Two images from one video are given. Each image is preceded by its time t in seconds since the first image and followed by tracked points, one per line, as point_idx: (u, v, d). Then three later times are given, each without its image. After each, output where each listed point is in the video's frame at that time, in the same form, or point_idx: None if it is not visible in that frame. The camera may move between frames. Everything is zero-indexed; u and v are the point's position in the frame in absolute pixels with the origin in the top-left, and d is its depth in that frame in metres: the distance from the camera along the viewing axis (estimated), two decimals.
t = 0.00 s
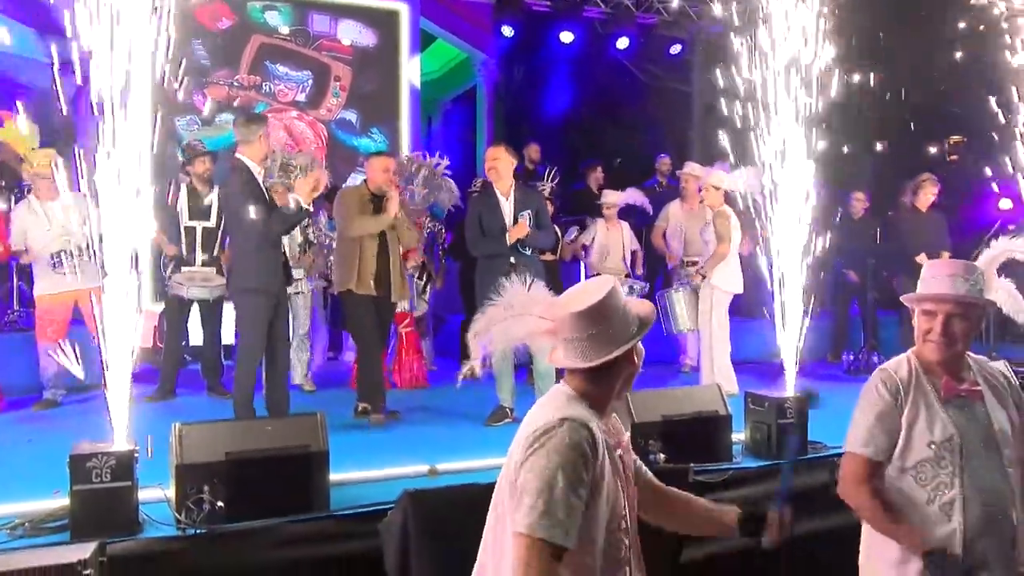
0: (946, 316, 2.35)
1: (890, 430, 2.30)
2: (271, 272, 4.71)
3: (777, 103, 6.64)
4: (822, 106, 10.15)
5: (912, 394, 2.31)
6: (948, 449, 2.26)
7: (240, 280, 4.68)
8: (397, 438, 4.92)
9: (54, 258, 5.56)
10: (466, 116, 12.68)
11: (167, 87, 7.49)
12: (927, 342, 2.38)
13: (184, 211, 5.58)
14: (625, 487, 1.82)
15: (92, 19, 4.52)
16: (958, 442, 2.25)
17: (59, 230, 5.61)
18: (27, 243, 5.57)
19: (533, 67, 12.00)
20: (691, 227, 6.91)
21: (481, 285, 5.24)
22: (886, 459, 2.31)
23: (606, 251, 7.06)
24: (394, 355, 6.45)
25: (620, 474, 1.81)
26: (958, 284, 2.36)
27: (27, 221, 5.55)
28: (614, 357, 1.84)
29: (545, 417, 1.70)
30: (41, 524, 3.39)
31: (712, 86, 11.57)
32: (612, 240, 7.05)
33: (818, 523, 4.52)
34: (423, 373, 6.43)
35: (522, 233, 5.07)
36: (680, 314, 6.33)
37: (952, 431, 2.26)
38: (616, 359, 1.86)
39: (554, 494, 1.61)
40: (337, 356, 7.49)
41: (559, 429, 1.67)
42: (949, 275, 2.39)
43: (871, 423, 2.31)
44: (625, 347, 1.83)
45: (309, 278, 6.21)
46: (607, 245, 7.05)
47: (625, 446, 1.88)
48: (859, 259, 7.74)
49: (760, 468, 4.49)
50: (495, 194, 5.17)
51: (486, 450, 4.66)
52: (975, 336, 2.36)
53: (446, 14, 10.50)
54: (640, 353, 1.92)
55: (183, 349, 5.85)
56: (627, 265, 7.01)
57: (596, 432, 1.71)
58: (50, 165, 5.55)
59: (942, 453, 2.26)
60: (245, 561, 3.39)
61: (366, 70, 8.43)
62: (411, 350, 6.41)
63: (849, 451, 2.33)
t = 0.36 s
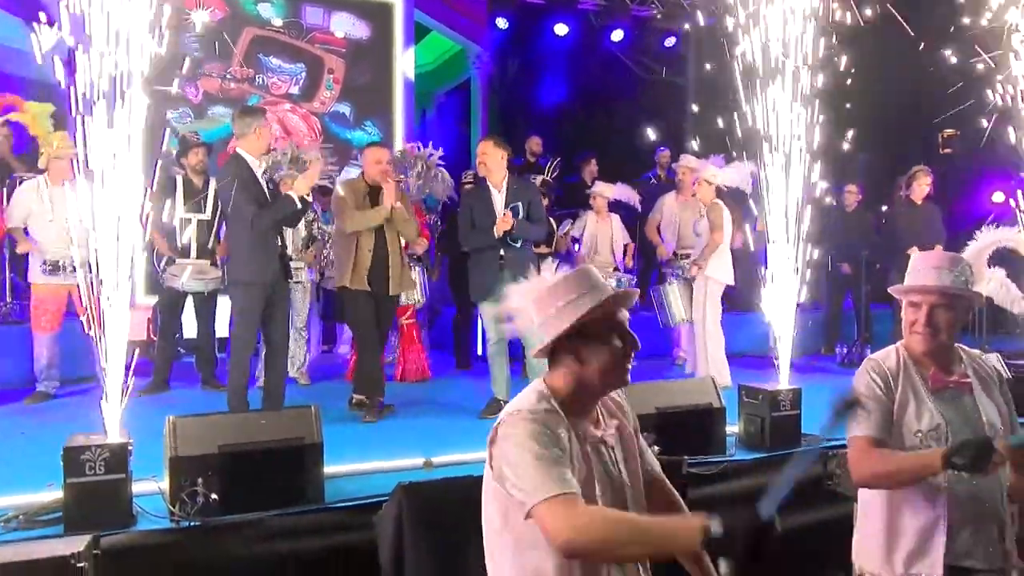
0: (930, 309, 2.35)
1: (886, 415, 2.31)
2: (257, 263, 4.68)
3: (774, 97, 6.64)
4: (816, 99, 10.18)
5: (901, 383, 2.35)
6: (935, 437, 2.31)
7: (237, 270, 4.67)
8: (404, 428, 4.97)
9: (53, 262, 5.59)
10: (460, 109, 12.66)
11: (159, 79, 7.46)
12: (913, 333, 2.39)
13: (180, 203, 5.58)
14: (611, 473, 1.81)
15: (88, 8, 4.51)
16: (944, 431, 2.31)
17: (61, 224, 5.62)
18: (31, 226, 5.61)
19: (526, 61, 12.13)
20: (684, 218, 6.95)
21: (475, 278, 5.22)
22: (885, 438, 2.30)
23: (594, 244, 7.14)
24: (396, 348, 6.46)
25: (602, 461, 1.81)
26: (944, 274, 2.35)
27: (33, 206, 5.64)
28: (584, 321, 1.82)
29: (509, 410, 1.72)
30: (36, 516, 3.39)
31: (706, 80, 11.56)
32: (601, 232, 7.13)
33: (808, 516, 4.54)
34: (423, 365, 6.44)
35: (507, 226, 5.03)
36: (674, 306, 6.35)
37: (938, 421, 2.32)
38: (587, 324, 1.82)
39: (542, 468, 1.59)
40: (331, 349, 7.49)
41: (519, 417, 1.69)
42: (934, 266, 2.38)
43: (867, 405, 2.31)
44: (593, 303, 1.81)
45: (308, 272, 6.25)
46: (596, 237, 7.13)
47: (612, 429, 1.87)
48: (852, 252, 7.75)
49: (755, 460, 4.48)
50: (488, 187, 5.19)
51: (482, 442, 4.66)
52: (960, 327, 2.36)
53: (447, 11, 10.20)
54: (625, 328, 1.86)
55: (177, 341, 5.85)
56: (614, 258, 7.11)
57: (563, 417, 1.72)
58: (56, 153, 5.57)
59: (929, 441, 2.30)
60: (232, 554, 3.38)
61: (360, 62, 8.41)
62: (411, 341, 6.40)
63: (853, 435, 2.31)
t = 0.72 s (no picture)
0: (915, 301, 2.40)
1: (872, 417, 2.36)
2: (254, 257, 4.66)
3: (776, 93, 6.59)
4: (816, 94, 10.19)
5: (895, 378, 2.36)
6: (929, 432, 2.30)
7: (239, 267, 4.66)
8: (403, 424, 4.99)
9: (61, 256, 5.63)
10: (461, 105, 12.65)
11: (160, 75, 7.45)
12: (909, 325, 2.42)
13: (183, 200, 5.58)
14: (620, 469, 1.79)
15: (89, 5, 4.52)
16: (939, 425, 2.30)
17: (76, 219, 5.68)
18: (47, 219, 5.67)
19: (526, 56, 12.12)
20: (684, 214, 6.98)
21: (474, 273, 5.21)
22: (869, 442, 2.36)
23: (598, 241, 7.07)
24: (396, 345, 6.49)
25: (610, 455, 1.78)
26: (934, 267, 2.39)
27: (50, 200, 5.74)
28: (568, 306, 1.86)
29: (508, 406, 1.76)
30: (36, 513, 3.39)
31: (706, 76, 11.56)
32: (604, 228, 7.07)
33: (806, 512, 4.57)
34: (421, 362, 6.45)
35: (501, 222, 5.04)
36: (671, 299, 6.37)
37: (933, 416, 2.30)
38: (572, 309, 1.87)
39: (522, 472, 1.64)
40: (331, 346, 7.50)
41: (517, 413, 1.72)
42: (928, 260, 2.42)
43: (854, 407, 2.37)
44: (571, 285, 1.86)
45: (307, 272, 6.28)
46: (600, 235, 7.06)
47: (626, 422, 1.84)
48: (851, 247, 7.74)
49: (755, 456, 4.47)
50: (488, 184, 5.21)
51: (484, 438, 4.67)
52: (955, 319, 2.39)
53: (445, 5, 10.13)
54: (610, 306, 1.89)
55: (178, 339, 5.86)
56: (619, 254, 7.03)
57: (563, 413, 1.75)
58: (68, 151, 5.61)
59: (924, 436, 2.30)
60: (231, 551, 3.38)
61: (360, 58, 8.41)
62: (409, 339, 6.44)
63: (837, 438, 2.39)
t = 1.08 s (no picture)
0: (935, 304, 2.37)
1: (878, 407, 2.34)
2: (242, 259, 4.67)
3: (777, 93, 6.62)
4: (817, 93, 10.21)
5: (899, 375, 2.37)
6: (932, 430, 2.32)
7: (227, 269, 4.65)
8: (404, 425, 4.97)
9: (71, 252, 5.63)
10: (461, 106, 12.66)
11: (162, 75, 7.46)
12: (933, 327, 2.37)
13: (178, 200, 5.57)
14: (615, 463, 1.77)
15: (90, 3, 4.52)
16: (942, 424, 2.32)
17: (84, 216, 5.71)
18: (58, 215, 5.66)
19: (525, 57, 12.13)
20: (684, 214, 7.00)
21: (477, 276, 5.19)
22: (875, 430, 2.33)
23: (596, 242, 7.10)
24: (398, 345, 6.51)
25: (604, 449, 1.76)
26: (938, 262, 2.41)
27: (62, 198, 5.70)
28: (554, 304, 1.90)
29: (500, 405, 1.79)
30: (36, 513, 3.39)
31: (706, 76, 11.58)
32: (602, 228, 7.07)
33: (807, 511, 4.56)
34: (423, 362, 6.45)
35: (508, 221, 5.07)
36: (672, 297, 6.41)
37: (935, 415, 2.32)
38: (558, 307, 1.90)
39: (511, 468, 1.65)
40: (332, 346, 7.50)
41: (509, 412, 1.75)
42: (924, 258, 2.44)
43: (858, 395, 2.34)
44: (554, 283, 1.90)
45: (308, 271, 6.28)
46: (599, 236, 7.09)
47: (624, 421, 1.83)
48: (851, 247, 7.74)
49: (756, 455, 4.45)
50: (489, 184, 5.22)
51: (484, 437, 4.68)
52: (963, 324, 2.36)
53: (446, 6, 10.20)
54: (597, 302, 1.90)
55: (179, 338, 5.88)
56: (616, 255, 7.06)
57: (554, 411, 1.76)
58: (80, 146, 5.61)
59: (926, 435, 2.32)
60: (230, 551, 3.37)
61: (360, 58, 8.42)
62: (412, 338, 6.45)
63: (846, 425, 2.33)
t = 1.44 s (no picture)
0: (940, 303, 2.38)
1: (885, 414, 2.34)
2: (233, 261, 4.66)
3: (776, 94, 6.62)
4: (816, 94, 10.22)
5: (903, 376, 2.37)
6: (941, 432, 2.31)
7: (220, 271, 4.65)
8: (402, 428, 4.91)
9: (64, 253, 5.62)
10: (462, 107, 12.66)
11: (161, 77, 7.47)
12: (938, 327, 2.38)
13: (170, 202, 5.61)
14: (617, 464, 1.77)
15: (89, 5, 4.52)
16: (949, 424, 2.32)
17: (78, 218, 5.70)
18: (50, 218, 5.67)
19: (525, 58, 12.14)
20: (683, 215, 7.01)
21: (472, 276, 5.22)
22: (881, 442, 2.34)
23: (596, 241, 7.12)
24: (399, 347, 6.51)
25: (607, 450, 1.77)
26: (937, 264, 2.41)
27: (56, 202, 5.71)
28: (555, 301, 1.90)
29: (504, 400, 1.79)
30: (36, 515, 3.38)
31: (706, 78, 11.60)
32: (603, 229, 7.11)
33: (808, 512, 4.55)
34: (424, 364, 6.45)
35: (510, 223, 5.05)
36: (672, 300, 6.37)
37: (943, 416, 2.32)
38: (558, 305, 1.89)
39: (512, 463, 1.67)
40: (332, 348, 7.51)
41: (511, 408, 1.75)
42: (922, 264, 2.44)
43: (864, 403, 2.35)
44: (555, 282, 1.91)
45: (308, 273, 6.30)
46: (599, 236, 7.11)
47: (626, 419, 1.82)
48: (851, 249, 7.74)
49: (758, 456, 4.45)
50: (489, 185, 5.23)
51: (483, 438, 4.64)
52: (967, 324, 2.38)
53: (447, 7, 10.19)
54: (597, 299, 1.89)
55: (178, 340, 5.88)
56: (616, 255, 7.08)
57: (556, 406, 1.77)
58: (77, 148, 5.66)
59: (936, 437, 2.31)
60: (233, 550, 3.39)
61: (360, 59, 8.42)
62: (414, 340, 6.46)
63: (842, 437, 2.37)
